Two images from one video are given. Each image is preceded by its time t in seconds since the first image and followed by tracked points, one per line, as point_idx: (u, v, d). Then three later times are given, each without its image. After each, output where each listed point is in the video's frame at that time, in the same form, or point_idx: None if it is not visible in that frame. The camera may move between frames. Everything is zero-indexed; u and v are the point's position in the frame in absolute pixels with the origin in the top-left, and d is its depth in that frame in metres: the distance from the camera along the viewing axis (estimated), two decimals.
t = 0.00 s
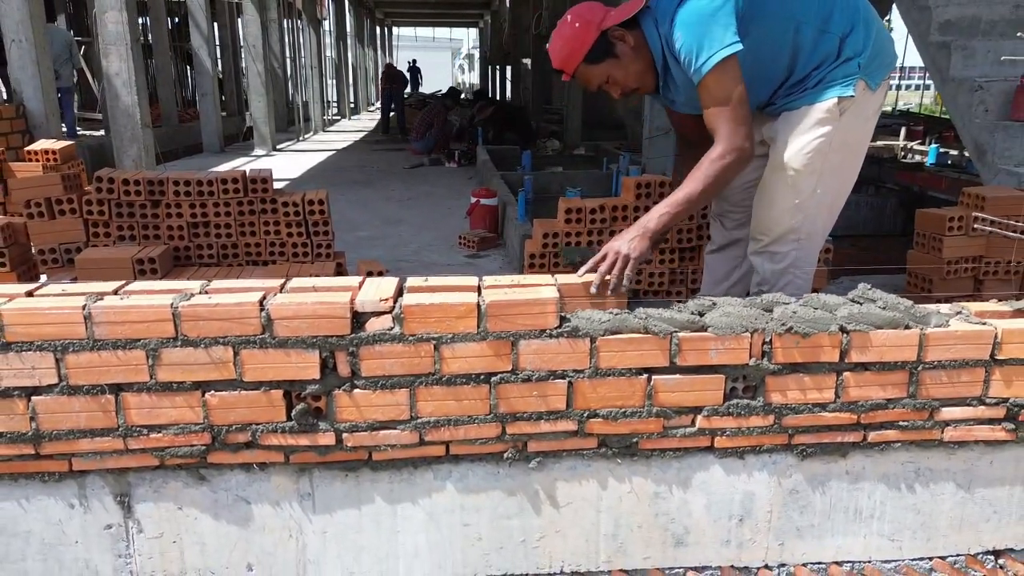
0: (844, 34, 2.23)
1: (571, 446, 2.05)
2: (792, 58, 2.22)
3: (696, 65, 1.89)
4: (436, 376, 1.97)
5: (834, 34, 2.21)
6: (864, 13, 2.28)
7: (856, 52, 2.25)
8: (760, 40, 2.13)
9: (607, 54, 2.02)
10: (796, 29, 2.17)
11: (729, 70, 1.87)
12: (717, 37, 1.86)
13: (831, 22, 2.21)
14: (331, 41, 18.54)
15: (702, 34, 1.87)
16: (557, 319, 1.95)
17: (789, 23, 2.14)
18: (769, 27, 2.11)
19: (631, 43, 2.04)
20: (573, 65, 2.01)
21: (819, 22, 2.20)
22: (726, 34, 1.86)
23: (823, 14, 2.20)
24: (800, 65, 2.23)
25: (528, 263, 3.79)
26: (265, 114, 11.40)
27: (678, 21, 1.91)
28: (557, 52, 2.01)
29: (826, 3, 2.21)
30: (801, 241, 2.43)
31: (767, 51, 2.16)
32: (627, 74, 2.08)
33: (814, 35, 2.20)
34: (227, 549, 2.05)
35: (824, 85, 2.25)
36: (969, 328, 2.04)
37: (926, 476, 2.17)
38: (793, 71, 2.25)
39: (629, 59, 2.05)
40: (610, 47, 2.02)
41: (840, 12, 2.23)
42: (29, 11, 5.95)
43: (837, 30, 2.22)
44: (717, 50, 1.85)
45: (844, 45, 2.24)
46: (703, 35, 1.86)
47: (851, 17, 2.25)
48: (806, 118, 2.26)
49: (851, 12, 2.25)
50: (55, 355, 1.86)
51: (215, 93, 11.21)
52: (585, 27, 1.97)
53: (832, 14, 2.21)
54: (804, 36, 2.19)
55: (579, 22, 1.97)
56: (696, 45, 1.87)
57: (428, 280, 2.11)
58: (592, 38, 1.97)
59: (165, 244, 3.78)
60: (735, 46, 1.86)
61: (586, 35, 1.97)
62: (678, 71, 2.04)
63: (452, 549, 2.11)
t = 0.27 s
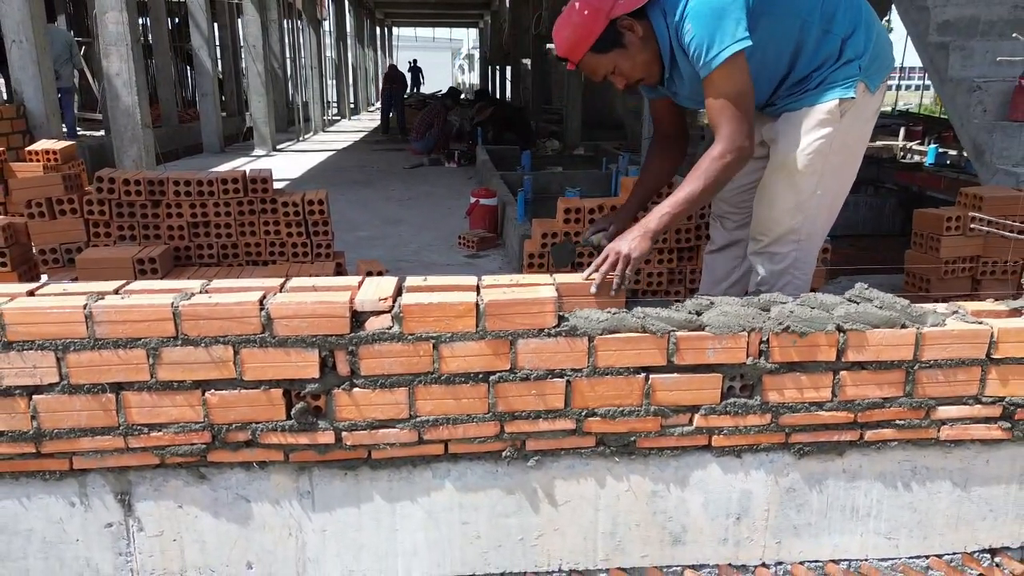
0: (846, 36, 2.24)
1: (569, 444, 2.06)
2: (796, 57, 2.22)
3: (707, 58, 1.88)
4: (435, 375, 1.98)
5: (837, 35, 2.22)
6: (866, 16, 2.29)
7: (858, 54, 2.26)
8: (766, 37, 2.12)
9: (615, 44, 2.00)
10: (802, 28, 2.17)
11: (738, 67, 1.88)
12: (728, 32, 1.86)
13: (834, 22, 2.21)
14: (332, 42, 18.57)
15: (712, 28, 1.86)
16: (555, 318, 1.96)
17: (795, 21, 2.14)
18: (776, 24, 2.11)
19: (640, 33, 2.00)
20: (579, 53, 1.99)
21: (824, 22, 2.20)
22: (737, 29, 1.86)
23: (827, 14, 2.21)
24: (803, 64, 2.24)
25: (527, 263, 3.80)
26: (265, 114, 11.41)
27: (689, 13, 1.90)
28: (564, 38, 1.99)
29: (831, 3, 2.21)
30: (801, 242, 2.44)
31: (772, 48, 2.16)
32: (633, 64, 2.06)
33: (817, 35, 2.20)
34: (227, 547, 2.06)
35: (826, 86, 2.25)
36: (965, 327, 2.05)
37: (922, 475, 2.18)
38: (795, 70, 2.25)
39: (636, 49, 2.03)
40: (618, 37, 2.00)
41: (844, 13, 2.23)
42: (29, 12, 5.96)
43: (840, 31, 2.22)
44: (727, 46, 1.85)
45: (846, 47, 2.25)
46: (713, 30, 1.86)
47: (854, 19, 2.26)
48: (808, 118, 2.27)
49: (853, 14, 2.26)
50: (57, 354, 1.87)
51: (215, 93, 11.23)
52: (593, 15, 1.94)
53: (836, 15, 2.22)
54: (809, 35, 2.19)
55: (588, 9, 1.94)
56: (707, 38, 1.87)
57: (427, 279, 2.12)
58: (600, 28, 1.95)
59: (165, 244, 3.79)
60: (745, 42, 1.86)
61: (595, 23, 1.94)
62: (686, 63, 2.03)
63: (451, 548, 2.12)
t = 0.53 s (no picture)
0: (830, 35, 2.26)
1: (558, 442, 2.07)
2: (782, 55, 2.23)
3: (695, 57, 1.89)
4: (423, 372, 1.99)
5: (821, 34, 2.23)
6: (850, 15, 2.31)
7: (842, 53, 2.27)
8: (753, 35, 2.13)
9: (603, 46, 2.02)
10: (788, 27, 2.18)
11: (726, 65, 1.89)
12: (717, 31, 1.87)
13: (818, 21, 2.23)
14: (331, 42, 18.59)
15: (700, 27, 1.87)
16: (543, 316, 1.97)
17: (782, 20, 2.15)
18: (762, 24, 2.12)
19: (628, 34, 2.02)
20: (568, 55, 2.00)
21: (808, 21, 2.22)
22: (725, 28, 1.87)
23: (811, 14, 2.22)
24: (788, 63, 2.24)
25: (519, 262, 3.82)
26: (263, 114, 11.42)
27: (677, 11, 1.91)
28: (551, 40, 1.99)
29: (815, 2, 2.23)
30: (790, 241, 2.45)
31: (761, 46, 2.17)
32: (621, 65, 2.08)
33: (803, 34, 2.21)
34: (217, 544, 2.07)
35: (812, 84, 2.26)
36: (951, 325, 2.06)
37: (909, 472, 2.19)
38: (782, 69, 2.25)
39: (624, 51, 2.05)
40: (606, 38, 2.01)
41: (828, 12, 2.25)
42: (27, 12, 5.97)
43: (824, 30, 2.24)
44: (716, 44, 1.87)
45: (830, 46, 2.26)
46: (701, 29, 1.87)
47: (839, 18, 2.27)
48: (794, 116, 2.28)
49: (837, 13, 2.28)
50: (46, 352, 1.88)
51: (213, 93, 11.23)
52: (582, 18, 1.94)
53: (820, 14, 2.23)
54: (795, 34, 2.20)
55: (576, 12, 1.94)
56: (695, 37, 1.87)
57: (417, 277, 2.13)
58: (588, 30, 1.96)
59: (159, 243, 3.80)
60: (733, 40, 1.87)
61: (584, 25, 1.95)
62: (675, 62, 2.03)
63: (440, 545, 2.13)
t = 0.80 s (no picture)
0: (804, 29, 2.25)
1: (546, 439, 2.07)
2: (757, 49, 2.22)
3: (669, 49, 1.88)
4: (412, 370, 1.99)
5: (796, 28, 2.22)
6: (823, 10, 2.31)
7: (814, 48, 2.27)
8: (729, 28, 2.11)
9: (568, 44, 2.05)
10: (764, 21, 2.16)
11: (704, 56, 1.88)
12: (692, 23, 1.85)
13: (793, 15, 2.21)
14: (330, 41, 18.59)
15: (674, 20, 1.86)
16: (531, 314, 1.97)
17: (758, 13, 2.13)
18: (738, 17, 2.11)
19: (592, 37, 2.04)
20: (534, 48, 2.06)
21: (784, 15, 2.20)
22: (699, 22, 1.86)
23: (787, 8, 2.21)
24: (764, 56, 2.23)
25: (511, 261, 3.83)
26: (261, 113, 11.42)
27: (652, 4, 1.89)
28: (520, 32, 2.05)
29: None
30: (771, 235, 2.46)
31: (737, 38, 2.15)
32: (586, 62, 2.12)
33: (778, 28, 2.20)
34: (206, 541, 2.07)
35: (786, 78, 2.25)
36: (939, 322, 2.06)
37: (898, 470, 2.19)
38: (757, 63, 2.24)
39: (590, 51, 2.08)
40: (570, 38, 2.04)
41: (803, 7, 2.24)
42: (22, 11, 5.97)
43: (799, 24, 2.23)
44: (691, 36, 1.85)
45: (802, 40, 2.26)
46: (675, 22, 1.86)
47: (813, 12, 2.26)
48: (769, 110, 2.27)
49: (812, 7, 2.26)
50: (33, 349, 1.88)
51: (211, 92, 11.22)
52: (547, 19, 1.98)
53: (796, 8, 2.22)
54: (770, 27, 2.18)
55: (543, 12, 1.98)
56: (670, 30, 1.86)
57: (406, 275, 2.13)
58: (552, 32, 1.99)
59: (151, 241, 3.80)
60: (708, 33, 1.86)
61: (548, 26, 1.99)
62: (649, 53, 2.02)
63: (429, 542, 2.13)
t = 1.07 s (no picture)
0: (768, 30, 2.34)
1: (537, 437, 2.06)
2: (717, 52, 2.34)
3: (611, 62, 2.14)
4: (402, 368, 1.98)
5: (758, 31, 2.32)
6: (792, 10, 2.38)
7: (779, 48, 2.36)
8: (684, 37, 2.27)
9: (537, 14, 2.22)
10: (721, 26, 2.28)
11: (639, 75, 2.16)
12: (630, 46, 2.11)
13: (756, 18, 2.31)
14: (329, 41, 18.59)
15: (614, 40, 2.10)
16: (522, 311, 1.97)
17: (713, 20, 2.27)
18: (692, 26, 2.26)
19: (561, 10, 2.23)
20: (507, 11, 2.22)
21: (746, 19, 2.31)
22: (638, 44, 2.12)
23: (749, 12, 2.31)
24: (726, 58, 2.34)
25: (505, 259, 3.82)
26: (259, 113, 11.41)
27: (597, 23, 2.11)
28: None
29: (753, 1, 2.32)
30: (737, 232, 2.53)
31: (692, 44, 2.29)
32: (552, 37, 2.29)
33: (738, 31, 2.31)
34: (195, 540, 2.06)
35: (748, 78, 2.36)
36: (931, 321, 2.06)
37: (890, 468, 2.18)
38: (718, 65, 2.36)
39: (556, 26, 2.25)
40: (541, 8, 2.22)
41: (767, 9, 2.33)
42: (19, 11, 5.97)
43: (762, 26, 2.33)
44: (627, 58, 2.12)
45: (766, 41, 2.35)
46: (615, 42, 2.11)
47: (778, 14, 2.35)
48: (730, 107, 2.39)
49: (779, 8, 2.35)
50: (21, 347, 1.87)
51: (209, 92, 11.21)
52: None
53: (759, 11, 2.32)
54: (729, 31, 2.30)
55: None
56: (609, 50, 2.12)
57: (396, 273, 2.12)
58: None
59: (143, 240, 3.80)
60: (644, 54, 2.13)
61: None
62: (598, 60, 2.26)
63: (419, 541, 2.12)
